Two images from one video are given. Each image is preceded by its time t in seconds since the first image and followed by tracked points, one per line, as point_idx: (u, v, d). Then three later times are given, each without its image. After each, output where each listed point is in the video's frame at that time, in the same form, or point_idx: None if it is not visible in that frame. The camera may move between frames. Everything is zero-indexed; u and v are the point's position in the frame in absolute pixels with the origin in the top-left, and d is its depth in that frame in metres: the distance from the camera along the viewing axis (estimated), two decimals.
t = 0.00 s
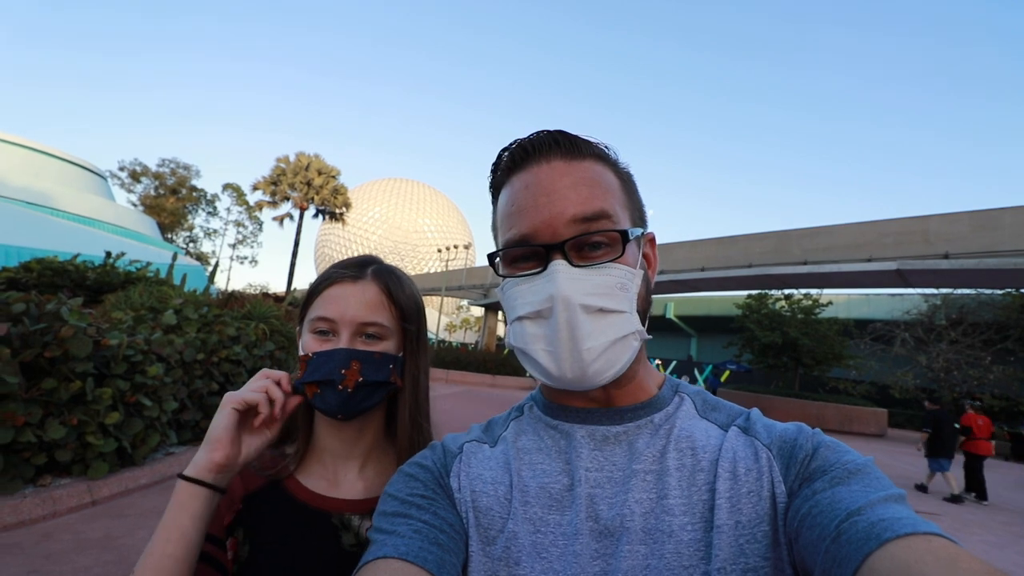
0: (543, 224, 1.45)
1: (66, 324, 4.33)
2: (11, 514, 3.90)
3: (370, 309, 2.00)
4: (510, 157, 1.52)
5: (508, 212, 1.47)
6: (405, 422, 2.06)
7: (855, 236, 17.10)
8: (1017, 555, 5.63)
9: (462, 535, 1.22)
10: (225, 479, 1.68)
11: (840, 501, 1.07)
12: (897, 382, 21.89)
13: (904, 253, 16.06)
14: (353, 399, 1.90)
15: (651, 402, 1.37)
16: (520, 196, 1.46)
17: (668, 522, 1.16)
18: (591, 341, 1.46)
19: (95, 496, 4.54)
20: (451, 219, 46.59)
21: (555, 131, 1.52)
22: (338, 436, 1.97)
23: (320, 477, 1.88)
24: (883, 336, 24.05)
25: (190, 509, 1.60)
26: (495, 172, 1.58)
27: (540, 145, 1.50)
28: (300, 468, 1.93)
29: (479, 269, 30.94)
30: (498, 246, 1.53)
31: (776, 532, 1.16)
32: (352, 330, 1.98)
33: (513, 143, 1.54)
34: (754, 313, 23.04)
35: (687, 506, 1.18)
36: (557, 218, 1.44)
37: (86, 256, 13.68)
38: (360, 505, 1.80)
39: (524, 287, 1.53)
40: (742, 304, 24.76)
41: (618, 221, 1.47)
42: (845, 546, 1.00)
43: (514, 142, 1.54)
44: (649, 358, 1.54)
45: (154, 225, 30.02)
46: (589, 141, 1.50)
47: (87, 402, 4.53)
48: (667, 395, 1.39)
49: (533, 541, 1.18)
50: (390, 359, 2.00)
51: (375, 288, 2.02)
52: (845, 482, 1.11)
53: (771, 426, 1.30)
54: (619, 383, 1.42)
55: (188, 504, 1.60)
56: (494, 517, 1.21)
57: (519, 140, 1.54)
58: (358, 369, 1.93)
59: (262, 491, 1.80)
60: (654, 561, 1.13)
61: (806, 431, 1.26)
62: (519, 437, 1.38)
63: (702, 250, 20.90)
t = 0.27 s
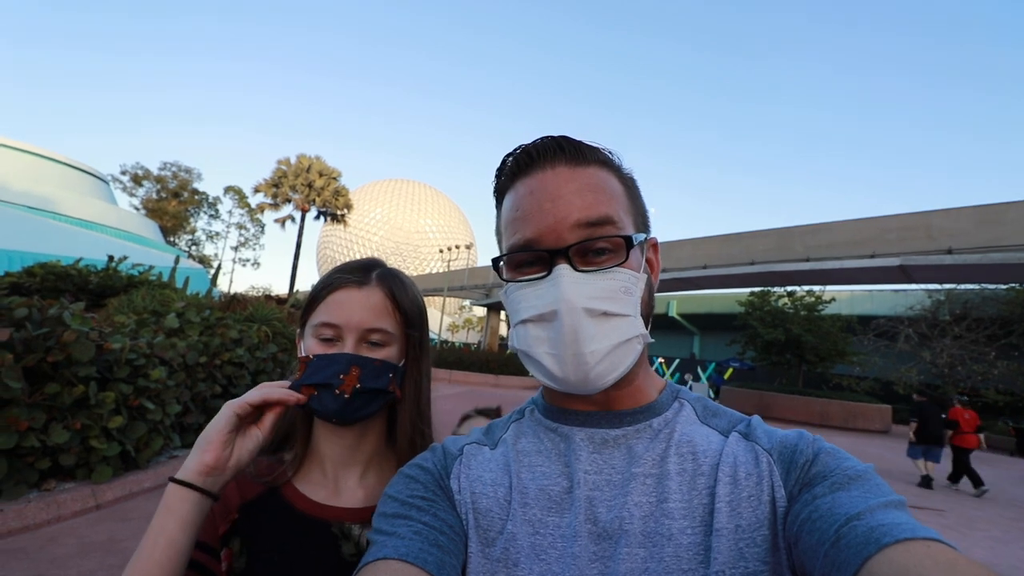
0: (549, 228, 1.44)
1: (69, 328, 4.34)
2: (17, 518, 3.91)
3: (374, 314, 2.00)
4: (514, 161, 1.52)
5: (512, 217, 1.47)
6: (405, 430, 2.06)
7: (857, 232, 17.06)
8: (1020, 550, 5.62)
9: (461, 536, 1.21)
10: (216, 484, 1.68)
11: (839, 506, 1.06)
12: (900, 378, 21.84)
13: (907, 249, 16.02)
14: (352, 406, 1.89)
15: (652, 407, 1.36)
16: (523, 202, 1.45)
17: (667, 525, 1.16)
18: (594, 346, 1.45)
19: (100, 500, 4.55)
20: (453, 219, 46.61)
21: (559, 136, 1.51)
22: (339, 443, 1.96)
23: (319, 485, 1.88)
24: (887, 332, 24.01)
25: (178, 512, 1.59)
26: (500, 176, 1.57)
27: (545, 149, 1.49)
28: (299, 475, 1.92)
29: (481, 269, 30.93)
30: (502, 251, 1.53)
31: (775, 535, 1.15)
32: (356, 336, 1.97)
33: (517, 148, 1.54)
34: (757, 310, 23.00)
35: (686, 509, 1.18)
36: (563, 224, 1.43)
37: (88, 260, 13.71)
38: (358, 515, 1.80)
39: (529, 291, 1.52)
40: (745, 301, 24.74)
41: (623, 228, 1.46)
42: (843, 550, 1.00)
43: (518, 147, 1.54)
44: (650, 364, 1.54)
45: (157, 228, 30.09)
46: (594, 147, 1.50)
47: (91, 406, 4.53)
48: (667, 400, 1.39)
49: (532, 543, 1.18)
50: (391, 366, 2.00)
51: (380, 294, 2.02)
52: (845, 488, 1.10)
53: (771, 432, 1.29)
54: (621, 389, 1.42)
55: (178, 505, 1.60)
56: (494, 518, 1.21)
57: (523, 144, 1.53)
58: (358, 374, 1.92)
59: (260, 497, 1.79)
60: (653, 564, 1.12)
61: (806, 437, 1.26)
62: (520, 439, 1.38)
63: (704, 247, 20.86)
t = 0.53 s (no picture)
0: (557, 227, 1.43)
1: (71, 323, 4.35)
2: (19, 512, 3.93)
3: (382, 311, 2.00)
4: (522, 161, 1.51)
5: (520, 216, 1.45)
6: (406, 430, 2.06)
7: (859, 230, 17.02)
8: (1020, 549, 5.63)
9: (460, 533, 1.22)
10: (217, 480, 1.68)
11: (837, 509, 1.06)
12: (902, 376, 21.83)
13: (909, 246, 15.99)
14: (356, 405, 1.90)
15: (652, 409, 1.36)
16: (532, 202, 1.44)
17: (664, 524, 1.16)
18: (599, 346, 1.45)
19: (102, 494, 4.57)
20: (455, 215, 46.59)
21: (567, 137, 1.51)
22: (340, 440, 1.96)
23: (319, 482, 1.88)
24: (889, 330, 23.98)
25: (179, 509, 1.60)
26: (507, 174, 1.56)
27: (554, 150, 1.49)
28: (298, 473, 1.92)
29: (482, 265, 30.92)
30: (508, 251, 1.52)
31: (772, 536, 1.15)
32: (365, 333, 1.98)
33: (525, 148, 1.53)
34: (759, 308, 22.98)
35: (684, 509, 1.18)
36: (571, 224, 1.43)
37: (91, 254, 13.72)
38: (357, 513, 1.80)
39: (536, 290, 1.52)
40: (747, 299, 24.70)
41: (630, 231, 1.46)
42: (840, 552, 0.99)
43: (526, 147, 1.53)
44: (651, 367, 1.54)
45: (159, 222, 30.10)
46: (602, 149, 1.49)
47: (92, 400, 4.55)
48: (668, 402, 1.39)
49: (529, 540, 1.18)
50: (396, 363, 2.00)
51: (387, 291, 2.02)
52: (843, 491, 1.10)
53: (770, 435, 1.29)
54: (624, 392, 1.42)
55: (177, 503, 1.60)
56: (493, 515, 1.22)
57: (531, 145, 1.52)
58: (364, 372, 1.93)
59: (259, 494, 1.80)
60: (650, 562, 1.12)
61: (805, 440, 1.26)
62: (519, 438, 1.38)
63: (706, 244, 20.82)
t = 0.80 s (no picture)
0: (555, 235, 1.42)
1: (66, 326, 4.32)
2: (14, 517, 3.91)
3: (383, 312, 1.99)
4: (520, 166, 1.50)
5: (517, 223, 1.45)
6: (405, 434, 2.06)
7: (855, 228, 17.05)
8: (1017, 545, 5.64)
9: (456, 537, 1.21)
10: (214, 499, 1.66)
11: (834, 511, 1.06)
12: (898, 373, 21.89)
13: (905, 244, 16.04)
14: (361, 404, 1.90)
15: (648, 412, 1.35)
16: (529, 209, 1.43)
17: (661, 527, 1.15)
18: (595, 354, 1.45)
19: (97, 497, 4.55)
20: (452, 215, 46.57)
21: (566, 141, 1.50)
22: (337, 444, 1.95)
23: (313, 488, 1.86)
24: (885, 328, 24.04)
25: (178, 530, 1.59)
26: (505, 178, 1.55)
27: (553, 155, 1.48)
28: (293, 478, 1.90)
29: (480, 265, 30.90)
30: (505, 257, 1.50)
31: (769, 539, 1.15)
32: (365, 333, 1.97)
33: (523, 152, 1.51)
34: (756, 306, 23.02)
35: (681, 512, 1.17)
36: (570, 232, 1.42)
37: (86, 257, 13.66)
38: (351, 519, 1.79)
39: (532, 297, 1.51)
40: (744, 297, 24.73)
41: (628, 239, 1.46)
42: (837, 555, 0.99)
43: (525, 150, 1.51)
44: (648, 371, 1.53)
45: (156, 224, 30.03)
46: (602, 154, 1.48)
47: (88, 404, 4.53)
48: (664, 405, 1.39)
49: (526, 544, 1.18)
50: (397, 365, 2.00)
51: (388, 292, 2.01)
52: (840, 493, 1.10)
53: (767, 437, 1.29)
54: (620, 397, 1.41)
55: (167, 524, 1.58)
56: (490, 519, 1.21)
57: (530, 148, 1.51)
58: (366, 373, 1.92)
59: (253, 500, 1.78)
60: (647, 566, 1.12)
61: (801, 441, 1.26)
62: (516, 441, 1.37)
63: (703, 243, 20.83)
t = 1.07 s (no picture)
0: (549, 238, 1.43)
1: (66, 327, 4.32)
2: (13, 517, 3.90)
3: (377, 314, 1.99)
4: (514, 166, 1.50)
5: (513, 224, 1.45)
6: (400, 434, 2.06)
7: (854, 231, 17.06)
8: (1017, 549, 5.63)
9: (455, 536, 1.21)
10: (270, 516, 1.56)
11: (833, 507, 1.06)
12: (898, 376, 21.90)
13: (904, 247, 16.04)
14: (353, 405, 1.88)
15: (645, 410, 1.36)
16: (523, 210, 1.43)
17: (660, 524, 1.15)
18: (588, 353, 1.45)
19: (96, 498, 4.55)
20: (452, 217, 46.60)
21: (560, 142, 1.50)
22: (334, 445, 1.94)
23: (309, 489, 1.86)
24: (885, 331, 24.05)
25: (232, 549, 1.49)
26: (499, 179, 1.56)
27: (546, 155, 1.48)
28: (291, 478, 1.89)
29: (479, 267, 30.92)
30: (500, 258, 1.51)
31: (769, 537, 1.15)
32: (359, 335, 1.97)
33: (517, 152, 1.52)
34: (755, 309, 23.03)
35: (680, 509, 1.18)
36: (564, 234, 1.42)
37: (85, 258, 13.67)
38: (347, 520, 1.80)
39: (527, 298, 1.51)
40: (743, 300, 24.75)
41: (623, 238, 1.46)
42: (837, 552, 0.99)
43: (518, 152, 1.52)
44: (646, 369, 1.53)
45: (155, 225, 30.04)
46: (595, 153, 1.48)
47: (87, 404, 4.52)
48: (662, 403, 1.39)
49: (524, 541, 1.18)
50: (392, 366, 1.99)
51: (384, 294, 2.01)
52: (840, 489, 1.11)
53: (766, 434, 1.29)
54: (616, 395, 1.41)
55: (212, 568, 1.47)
56: (488, 517, 1.21)
57: (523, 149, 1.51)
58: (362, 373, 1.91)
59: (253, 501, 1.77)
60: (646, 563, 1.12)
61: (800, 439, 1.26)
62: (514, 439, 1.37)
63: (702, 246, 20.85)
